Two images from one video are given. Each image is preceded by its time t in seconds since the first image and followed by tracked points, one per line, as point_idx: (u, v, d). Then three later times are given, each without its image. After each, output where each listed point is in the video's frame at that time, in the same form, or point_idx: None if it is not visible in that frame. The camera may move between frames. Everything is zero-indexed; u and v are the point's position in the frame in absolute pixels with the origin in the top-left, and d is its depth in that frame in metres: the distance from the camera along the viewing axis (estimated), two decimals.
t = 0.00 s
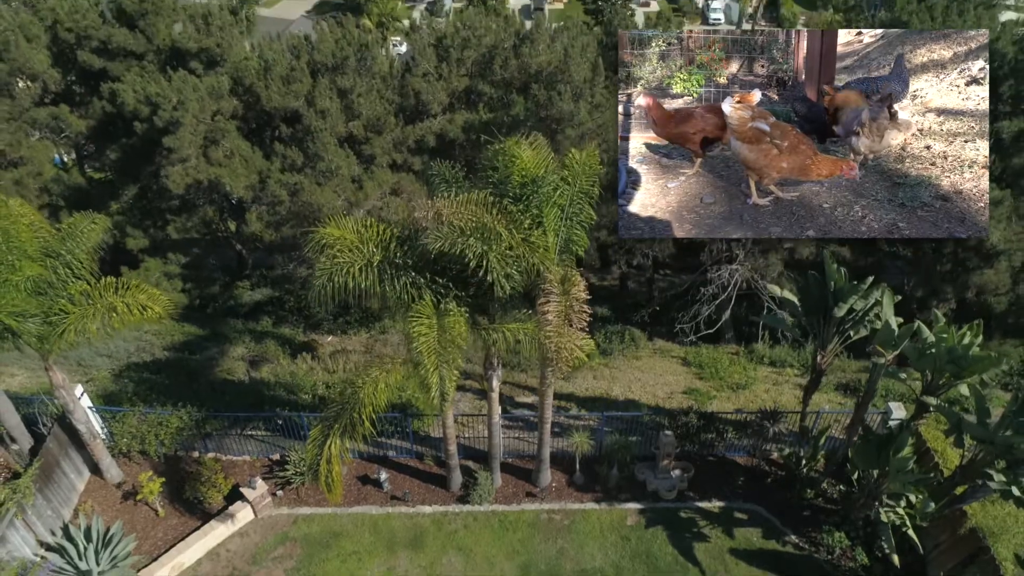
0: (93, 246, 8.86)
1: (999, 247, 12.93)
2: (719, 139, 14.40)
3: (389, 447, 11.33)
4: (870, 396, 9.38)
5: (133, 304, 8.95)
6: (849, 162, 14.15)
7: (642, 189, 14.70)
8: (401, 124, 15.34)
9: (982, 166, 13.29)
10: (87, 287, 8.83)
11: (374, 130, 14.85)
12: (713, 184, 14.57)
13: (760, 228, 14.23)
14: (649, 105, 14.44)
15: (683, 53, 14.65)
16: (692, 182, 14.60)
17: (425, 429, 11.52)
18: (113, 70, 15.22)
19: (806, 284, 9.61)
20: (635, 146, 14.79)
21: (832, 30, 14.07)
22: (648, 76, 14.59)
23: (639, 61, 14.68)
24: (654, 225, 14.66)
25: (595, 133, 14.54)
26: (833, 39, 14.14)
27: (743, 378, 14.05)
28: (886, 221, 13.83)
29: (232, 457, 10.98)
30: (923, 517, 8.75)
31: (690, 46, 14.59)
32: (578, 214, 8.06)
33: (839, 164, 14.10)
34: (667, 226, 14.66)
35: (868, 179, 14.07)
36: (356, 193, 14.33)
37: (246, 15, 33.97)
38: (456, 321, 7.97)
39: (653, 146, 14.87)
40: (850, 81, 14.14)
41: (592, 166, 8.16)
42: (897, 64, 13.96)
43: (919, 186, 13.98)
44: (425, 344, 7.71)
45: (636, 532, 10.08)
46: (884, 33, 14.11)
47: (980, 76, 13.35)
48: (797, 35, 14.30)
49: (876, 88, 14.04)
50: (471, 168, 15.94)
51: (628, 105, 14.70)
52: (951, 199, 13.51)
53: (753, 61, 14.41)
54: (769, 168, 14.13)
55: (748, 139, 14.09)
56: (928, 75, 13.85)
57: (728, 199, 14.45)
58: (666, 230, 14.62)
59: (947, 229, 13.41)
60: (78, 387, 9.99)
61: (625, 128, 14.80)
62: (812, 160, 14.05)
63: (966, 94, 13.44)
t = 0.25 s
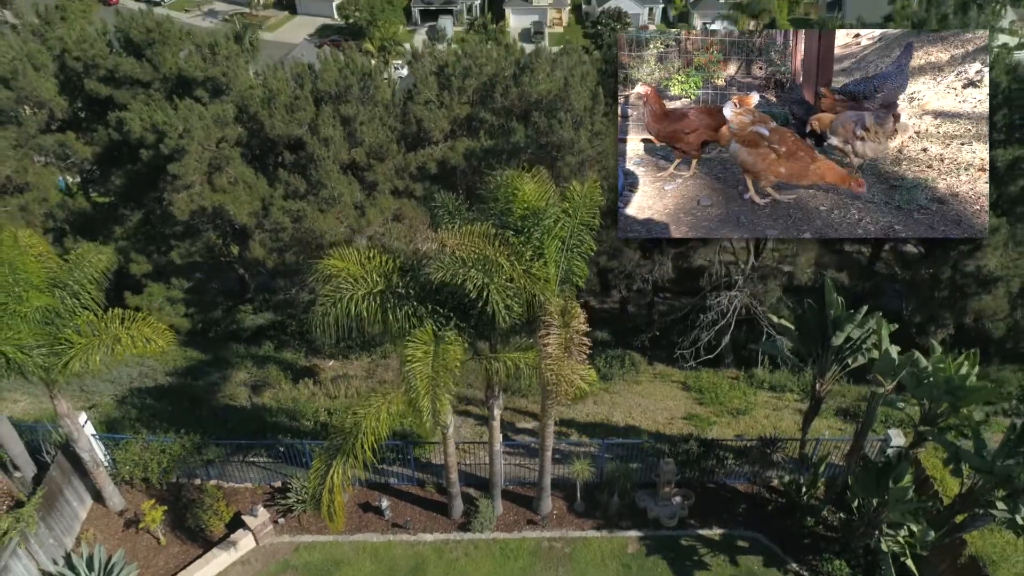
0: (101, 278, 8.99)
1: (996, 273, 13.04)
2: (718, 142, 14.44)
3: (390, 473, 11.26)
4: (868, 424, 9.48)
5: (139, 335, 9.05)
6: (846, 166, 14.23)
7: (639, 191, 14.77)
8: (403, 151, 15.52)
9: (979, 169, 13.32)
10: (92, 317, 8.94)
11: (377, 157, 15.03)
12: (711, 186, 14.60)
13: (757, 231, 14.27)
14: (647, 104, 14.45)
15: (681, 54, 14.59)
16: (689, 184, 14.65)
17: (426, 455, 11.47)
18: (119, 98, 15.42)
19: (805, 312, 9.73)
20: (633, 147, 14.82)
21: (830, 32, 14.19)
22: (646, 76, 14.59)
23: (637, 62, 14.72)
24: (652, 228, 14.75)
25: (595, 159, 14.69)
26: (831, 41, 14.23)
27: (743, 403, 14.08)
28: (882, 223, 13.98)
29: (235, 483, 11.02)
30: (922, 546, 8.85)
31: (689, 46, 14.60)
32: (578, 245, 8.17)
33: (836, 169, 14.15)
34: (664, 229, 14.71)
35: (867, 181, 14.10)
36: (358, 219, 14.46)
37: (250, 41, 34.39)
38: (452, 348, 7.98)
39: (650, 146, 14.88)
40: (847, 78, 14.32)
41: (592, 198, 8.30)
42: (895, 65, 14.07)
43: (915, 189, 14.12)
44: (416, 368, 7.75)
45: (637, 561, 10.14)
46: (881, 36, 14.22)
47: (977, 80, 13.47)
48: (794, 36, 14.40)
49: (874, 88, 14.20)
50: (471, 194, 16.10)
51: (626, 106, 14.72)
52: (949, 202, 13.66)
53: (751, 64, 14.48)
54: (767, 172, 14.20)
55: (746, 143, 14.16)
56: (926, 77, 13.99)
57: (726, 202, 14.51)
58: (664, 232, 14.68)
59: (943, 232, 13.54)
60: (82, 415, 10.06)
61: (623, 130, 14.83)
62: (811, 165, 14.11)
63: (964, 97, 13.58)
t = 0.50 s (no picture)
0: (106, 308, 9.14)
1: (993, 300, 13.16)
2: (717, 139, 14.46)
3: (390, 501, 11.30)
4: (866, 453, 9.58)
5: (143, 366, 9.08)
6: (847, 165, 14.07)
7: (638, 189, 14.85)
8: (404, 178, 15.70)
9: (980, 169, 13.42)
10: (99, 348, 9.11)
11: (378, 184, 15.19)
12: (711, 185, 14.54)
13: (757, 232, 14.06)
14: (647, 101, 14.65)
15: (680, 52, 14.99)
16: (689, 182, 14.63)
17: (427, 482, 11.49)
18: (125, 125, 15.58)
19: (802, 340, 9.81)
20: (634, 147, 15.05)
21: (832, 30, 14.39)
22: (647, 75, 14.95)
23: (637, 59, 15.12)
24: (653, 226, 14.64)
25: (595, 186, 14.79)
26: (832, 41, 14.36)
27: (743, 429, 14.11)
28: (882, 222, 13.80)
29: (235, 511, 11.06)
30: None
31: (690, 44, 14.98)
32: (577, 277, 8.31)
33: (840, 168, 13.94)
34: (664, 228, 14.61)
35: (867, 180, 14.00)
36: (360, 245, 14.57)
37: (252, 65, 34.76)
38: (447, 378, 8.06)
39: (651, 146, 15.05)
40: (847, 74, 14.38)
41: (592, 230, 8.43)
42: (899, 63, 14.25)
43: (916, 190, 13.90)
44: (403, 397, 7.76)
45: None
46: (882, 37, 14.51)
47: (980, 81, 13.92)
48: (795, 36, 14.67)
49: (877, 85, 14.18)
50: (472, 219, 16.23)
51: (626, 105, 15.05)
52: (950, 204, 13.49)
53: (752, 63, 14.79)
54: (767, 168, 14.06)
55: (746, 139, 14.11)
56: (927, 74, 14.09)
57: (726, 200, 14.36)
58: (664, 231, 14.55)
59: (943, 232, 13.36)
60: (84, 443, 10.09)
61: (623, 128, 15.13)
62: (812, 162, 13.91)
63: (966, 96, 13.80)
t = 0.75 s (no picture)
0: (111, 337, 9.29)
1: (990, 326, 13.25)
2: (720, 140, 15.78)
3: (390, 528, 11.29)
4: (863, 483, 9.60)
5: (146, 395, 9.18)
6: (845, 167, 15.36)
7: (641, 190, 15.79)
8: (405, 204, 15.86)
9: (980, 170, 14.19)
10: (104, 377, 9.10)
11: (380, 211, 15.34)
12: (713, 186, 15.70)
13: (759, 229, 14.91)
14: (653, 103, 15.96)
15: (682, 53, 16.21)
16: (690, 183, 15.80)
17: (426, 509, 11.51)
18: (128, 152, 15.74)
19: (799, 369, 9.88)
20: (637, 149, 16.14)
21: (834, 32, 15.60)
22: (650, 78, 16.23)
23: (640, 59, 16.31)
24: (654, 227, 15.18)
25: (592, 213, 15.09)
26: (833, 41, 15.56)
27: (742, 455, 14.12)
28: (884, 223, 14.67)
29: (234, 539, 11.02)
30: None
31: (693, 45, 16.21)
32: (577, 308, 8.39)
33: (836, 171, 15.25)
34: (666, 226, 15.22)
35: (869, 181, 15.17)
36: (361, 271, 14.67)
37: (256, 88, 35.15)
38: (441, 410, 8.12)
39: (654, 148, 16.19)
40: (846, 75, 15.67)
41: (591, 261, 8.51)
42: (899, 64, 15.53)
43: (917, 190, 15.01)
44: (391, 428, 7.83)
45: None
46: (883, 38, 15.79)
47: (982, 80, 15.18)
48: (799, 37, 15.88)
49: (881, 84, 15.37)
50: (472, 245, 16.37)
51: (629, 107, 16.16)
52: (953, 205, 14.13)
53: (754, 63, 15.99)
54: (767, 167, 15.42)
55: (747, 140, 15.53)
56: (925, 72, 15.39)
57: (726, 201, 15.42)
58: (666, 231, 15.08)
59: (945, 232, 13.80)
60: (84, 470, 10.14)
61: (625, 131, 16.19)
62: (810, 165, 15.30)
63: (967, 96, 15.07)
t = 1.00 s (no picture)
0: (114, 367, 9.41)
1: (987, 353, 13.33)
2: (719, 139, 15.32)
3: (390, 558, 11.34)
4: (861, 514, 9.74)
5: (149, 426, 9.21)
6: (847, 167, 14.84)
7: (642, 190, 15.58)
8: (406, 231, 16.02)
9: (981, 170, 14.04)
10: (108, 407, 9.15)
11: (381, 237, 15.47)
12: (715, 185, 15.28)
13: (761, 229, 14.53)
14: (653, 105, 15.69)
15: (683, 53, 15.69)
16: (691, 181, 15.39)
17: (426, 538, 11.60)
18: (132, 179, 15.89)
19: (798, 399, 9.96)
20: (638, 147, 15.82)
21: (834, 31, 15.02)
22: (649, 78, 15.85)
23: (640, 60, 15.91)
24: (656, 226, 15.07)
25: (592, 239, 15.20)
26: (835, 41, 14.95)
27: (742, 482, 14.12)
28: (884, 222, 14.34)
29: (233, 567, 11.00)
30: None
31: (693, 45, 15.65)
32: (576, 340, 8.47)
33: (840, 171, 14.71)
34: (666, 226, 15.00)
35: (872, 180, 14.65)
36: (361, 297, 14.74)
37: (258, 112, 35.47)
38: (434, 443, 8.16)
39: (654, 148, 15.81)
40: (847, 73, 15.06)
41: (590, 293, 8.65)
42: (899, 63, 15.01)
43: (918, 189, 14.53)
44: (378, 458, 7.85)
45: None
46: (884, 38, 15.10)
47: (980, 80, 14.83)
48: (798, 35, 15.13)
49: (881, 85, 14.88)
50: (472, 270, 16.50)
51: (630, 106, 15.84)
52: (952, 204, 13.97)
53: (755, 64, 15.37)
54: (767, 168, 14.95)
55: (748, 140, 15.03)
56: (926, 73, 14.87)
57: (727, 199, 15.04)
58: (668, 231, 14.90)
59: (945, 232, 13.80)
60: (85, 500, 10.18)
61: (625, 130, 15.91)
62: (811, 164, 14.77)
63: (967, 96, 14.74)
